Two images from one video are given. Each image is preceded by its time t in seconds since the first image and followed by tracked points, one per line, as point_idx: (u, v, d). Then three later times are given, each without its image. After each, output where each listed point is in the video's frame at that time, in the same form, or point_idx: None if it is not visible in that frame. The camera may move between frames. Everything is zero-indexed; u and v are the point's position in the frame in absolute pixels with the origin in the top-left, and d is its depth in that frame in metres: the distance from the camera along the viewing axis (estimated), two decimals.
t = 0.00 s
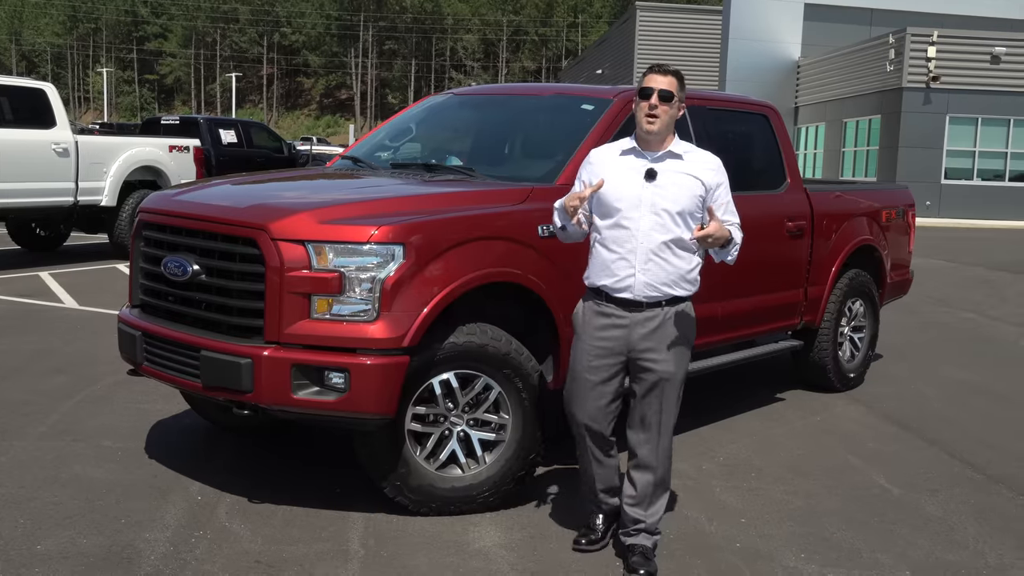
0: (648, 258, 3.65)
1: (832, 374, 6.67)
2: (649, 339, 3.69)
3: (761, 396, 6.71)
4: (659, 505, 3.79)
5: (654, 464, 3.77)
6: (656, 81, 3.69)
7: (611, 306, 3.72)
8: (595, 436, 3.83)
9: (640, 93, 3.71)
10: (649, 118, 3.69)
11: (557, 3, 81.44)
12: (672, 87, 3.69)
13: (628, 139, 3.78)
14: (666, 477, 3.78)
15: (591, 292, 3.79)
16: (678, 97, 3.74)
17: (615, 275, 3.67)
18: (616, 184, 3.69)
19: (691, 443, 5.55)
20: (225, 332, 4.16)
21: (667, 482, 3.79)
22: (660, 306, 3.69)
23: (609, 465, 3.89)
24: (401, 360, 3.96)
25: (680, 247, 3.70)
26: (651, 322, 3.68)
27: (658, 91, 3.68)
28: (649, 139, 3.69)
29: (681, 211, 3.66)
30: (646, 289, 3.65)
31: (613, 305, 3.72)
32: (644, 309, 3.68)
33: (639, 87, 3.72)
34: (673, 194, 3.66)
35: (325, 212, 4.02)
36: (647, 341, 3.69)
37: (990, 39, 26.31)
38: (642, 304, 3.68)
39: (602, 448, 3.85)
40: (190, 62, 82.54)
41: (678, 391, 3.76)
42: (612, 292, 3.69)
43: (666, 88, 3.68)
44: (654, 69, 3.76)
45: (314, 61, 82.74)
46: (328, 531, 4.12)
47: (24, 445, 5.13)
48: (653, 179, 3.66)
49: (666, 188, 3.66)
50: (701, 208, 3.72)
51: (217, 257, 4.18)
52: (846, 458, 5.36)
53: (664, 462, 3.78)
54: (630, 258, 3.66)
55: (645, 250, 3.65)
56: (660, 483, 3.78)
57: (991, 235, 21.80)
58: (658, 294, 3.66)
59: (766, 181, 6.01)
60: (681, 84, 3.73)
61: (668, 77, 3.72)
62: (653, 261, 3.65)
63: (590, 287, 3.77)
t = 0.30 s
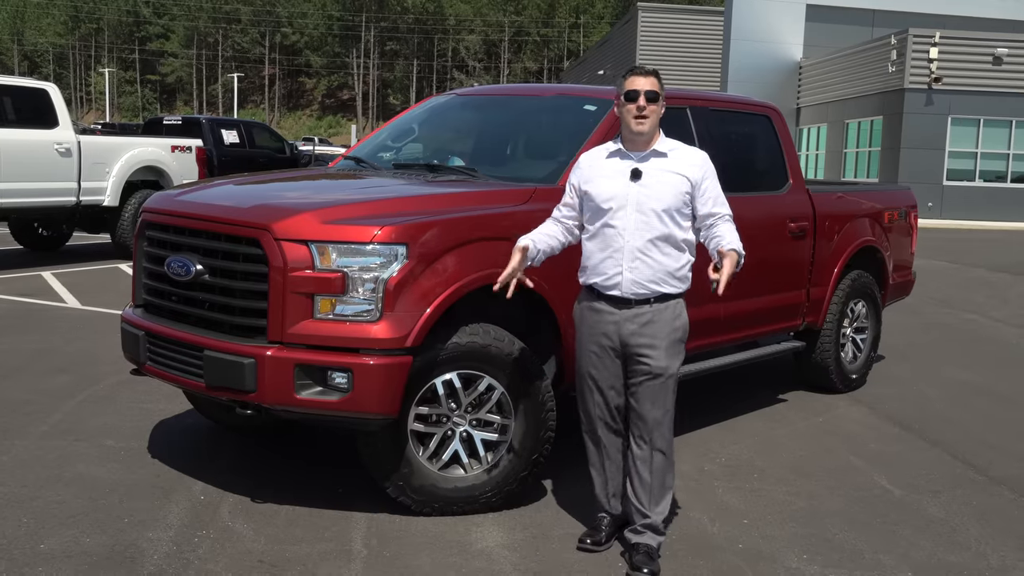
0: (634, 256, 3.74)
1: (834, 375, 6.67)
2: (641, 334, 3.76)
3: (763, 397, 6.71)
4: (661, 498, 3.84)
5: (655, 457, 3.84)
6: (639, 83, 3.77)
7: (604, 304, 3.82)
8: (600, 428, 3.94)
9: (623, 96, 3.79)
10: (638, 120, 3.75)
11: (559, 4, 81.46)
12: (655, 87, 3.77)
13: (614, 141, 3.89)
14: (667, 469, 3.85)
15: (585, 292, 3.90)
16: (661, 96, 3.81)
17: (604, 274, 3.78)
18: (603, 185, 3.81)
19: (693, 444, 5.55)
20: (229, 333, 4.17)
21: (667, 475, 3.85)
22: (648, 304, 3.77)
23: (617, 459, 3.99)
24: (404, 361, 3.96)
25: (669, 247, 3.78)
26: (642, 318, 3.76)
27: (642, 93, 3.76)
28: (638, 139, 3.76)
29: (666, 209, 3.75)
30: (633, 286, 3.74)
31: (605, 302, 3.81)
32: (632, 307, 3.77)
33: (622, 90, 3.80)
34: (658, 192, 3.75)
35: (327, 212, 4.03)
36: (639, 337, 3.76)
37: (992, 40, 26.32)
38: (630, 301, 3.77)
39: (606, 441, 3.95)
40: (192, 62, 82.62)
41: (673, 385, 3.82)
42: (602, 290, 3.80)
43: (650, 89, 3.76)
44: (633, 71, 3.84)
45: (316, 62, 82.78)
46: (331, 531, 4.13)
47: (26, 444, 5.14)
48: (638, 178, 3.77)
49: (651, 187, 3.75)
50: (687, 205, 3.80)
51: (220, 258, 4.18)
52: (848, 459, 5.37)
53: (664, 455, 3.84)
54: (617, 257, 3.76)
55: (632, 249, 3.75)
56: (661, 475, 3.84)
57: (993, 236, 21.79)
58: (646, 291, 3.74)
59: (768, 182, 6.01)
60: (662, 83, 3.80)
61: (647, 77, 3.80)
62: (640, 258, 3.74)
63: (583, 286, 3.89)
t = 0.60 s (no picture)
0: (637, 258, 3.77)
1: (840, 376, 6.67)
2: (646, 331, 3.80)
3: (768, 399, 6.71)
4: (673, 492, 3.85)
5: (666, 451, 3.85)
6: (629, 92, 3.78)
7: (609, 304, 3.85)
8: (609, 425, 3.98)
9: (614, 105, 3.81)
10: (631, 127, 3.78)
11: (562, 6, 81.52)
12: (645, 94, 3.79)
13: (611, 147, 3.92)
14: (677, 463, 3.87)
15: (590, 293, 3.93)
16: (652, 100, 3.82)
17: (608, 276, 3.81)
18: (603, 190, 3.84)
19: (698, 445, 5.56)
20: (236, 335, 4.18)
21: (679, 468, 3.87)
22: (652, 302, 3.79)
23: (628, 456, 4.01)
24: (410, 363, 3.97)
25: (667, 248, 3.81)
26: (646, 315, 3.79)
27: (632, 101, 3.78)
28: (634, 144, 3.79)
29: (665, 211, 3.78)
30: (638, 287, 3.77)
31: (610, 303, 3.84)
32: (636, 306, 3.80)
33: (612, 100, 3.82)
34: (657, 195, 3.78)
35: (333, 215, 4.04)
36: (644, 334, 3.80)
37: (996, 41, 26.30)
38: (634, 301, 3.80)
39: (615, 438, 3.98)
40: (196, 64, 82.77)
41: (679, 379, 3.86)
42: (607, 291, 3.83)
43: (639, 96, 3.78)
44: (622, 78, 3.85)
45: (320, 64, 82.85)
46: (338, 533, 4.14)
47: (33, 446, 5.15)
48: (637, 182, 3.80)
49: (651, 190, 3.78)
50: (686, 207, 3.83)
51: (227, 260, 4.19)
52: (853, 461, 5.37)
53: (675, 449, 3.87)
54: (620, 259, 3.79)
55: (634, 251, 3.77)
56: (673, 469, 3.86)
57: (998, 237, 21.76)
58: (650, 291, 3.77)
59: (772, 183, 6.01)
60: (652, 87, 3.81)
61: (637, 83, 3.80)
62: (642, 260, 3.76)
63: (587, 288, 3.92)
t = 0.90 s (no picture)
0: (651, 252, 3.82)
1: (842, 373, 6.67)
2: (662, 326, 3.86)
3: (771, 396, 6.71)
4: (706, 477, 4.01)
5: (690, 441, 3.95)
6: (646, 86, 3.86)
7: (622, 298, 3.91)
8: (622, 422, 4.00)
9: (631, 98, 3.88)
10: (647, 118, 3.84)
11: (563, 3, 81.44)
12: (662, 88, 3.86)
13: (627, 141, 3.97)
14: (704, 452, 3.97)
15: (602, 287, 3.98)
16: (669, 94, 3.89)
17: (623, 270, 3.86)
18: (619, 185, 3.87)
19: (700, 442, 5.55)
20: (238, 332, 4.17)
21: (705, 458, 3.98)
22: (666, 298, 3.87)
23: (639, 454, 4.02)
24: (412, 360, 3.97)
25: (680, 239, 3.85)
26: (662, 310, 3.86)
27: (649, 94, 3.84)
28: (650, 136, 3.85)
29: (681, 205, 3.83)
30: (652, 280, 3.82)
31: (623, 296, 3.91)
32: (650, 300, 3.86)
33: (629, 93, 3.89)
34: (673, 189, 3.83)
35: (336, 212, 4.03)
36: (660, 329, 3.87)
37: (999, 38, 26.26)
38: (649, 295, 3.86)
39: (626, 436, 4.00)
40: (197, 62, 82.79)
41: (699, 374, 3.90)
42: (621, 285, 3.88)
43: (656, 90, 3.84)
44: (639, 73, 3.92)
45: (321, 61, 82.84)
46: (340, 530, 4.13)
47: (36, 444, 5.15)
48: (653, 176, 3.84)
49: (667, 185, 3.83)
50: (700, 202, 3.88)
51: (230, 257, 4.19)
52: (856, 458, 5.36)
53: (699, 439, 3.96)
54: (635, 252, 3.83)
55: (649, 245, 3.82)
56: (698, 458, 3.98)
57: (1000, 234, 21.75)
58: (665, 285, 3.83)
59: (775, 180, 6.00)
60: (668, 84, 3.88)
61: (654, 78, 3.88)
62: (659, 254, 3.81)
63: (601, 282, 3.96)
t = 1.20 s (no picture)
0: (689, 251, 3.85)
1: (842, 373, 6.66)
2: (696, 327, 3.90)
3: (771, 395, 6.70)
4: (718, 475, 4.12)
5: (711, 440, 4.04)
6: (678, 88, 3.89)
7: (656, 297, 3.92)
8: (642, 421, 3.99)
9: (665, 100, 3.92)
10: (679, 120, 3.88)
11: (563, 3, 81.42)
12: (694, 90, 3.90)
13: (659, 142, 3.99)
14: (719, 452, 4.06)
15: (634, 285, 3.98)
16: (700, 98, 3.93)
17: (660, 269, 3.87)
18: (654, 186, 3.90)
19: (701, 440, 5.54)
20: (237, 331, 4.17)
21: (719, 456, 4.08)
22: (701, 298, 3.90)
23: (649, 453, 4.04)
24: (412, 359, 3.96)
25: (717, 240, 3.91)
26: (697, 310, 3.89)
27: (682, 96, 3.89)
28: (681, 138, 3.88)
29: (716, 205, 3.88)
30: (691, 279, 3.86)
31: (658, 296, 3.91)
32: (687, 299, 3.89)
33: (662, 95, 3.93)
34: (709, 189, 3.87)
35: (335, 210, 4.03)
36: (695, 331, 3.90)
37: (999, 37, 26.26)
38: (685, 294, 3.89)
39: (642, 435, 4.00)
40: (197, 61, 82.82)
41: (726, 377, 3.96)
42: (657, 284, 3.89)
43: (689, 92, 3.88)
44: (673, 74, 3.96)
45: (321, 61, 82.85)
46: (339, 529, 4.13)
47: (35, 443, 5.14)
48: (689, 177, 3.88)
49: (703, 185, 3.87)
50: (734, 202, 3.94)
51: (229, 256, 4.18)
52: (856, 457, 5.35)
53: (719, 439, 4.04)
54: (673, 252, 3.85)
55: (687, 244, 3.85)
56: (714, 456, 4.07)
57: (1000, 234, 21.75)
58: (703, 283, 3.87)
59: (775, 179, 6.00)
60: (701, 85, 3.92)
61: (687, 80, 3.92)
62: (696, 254, 3.85)
63: (634, 280, 3.96)
